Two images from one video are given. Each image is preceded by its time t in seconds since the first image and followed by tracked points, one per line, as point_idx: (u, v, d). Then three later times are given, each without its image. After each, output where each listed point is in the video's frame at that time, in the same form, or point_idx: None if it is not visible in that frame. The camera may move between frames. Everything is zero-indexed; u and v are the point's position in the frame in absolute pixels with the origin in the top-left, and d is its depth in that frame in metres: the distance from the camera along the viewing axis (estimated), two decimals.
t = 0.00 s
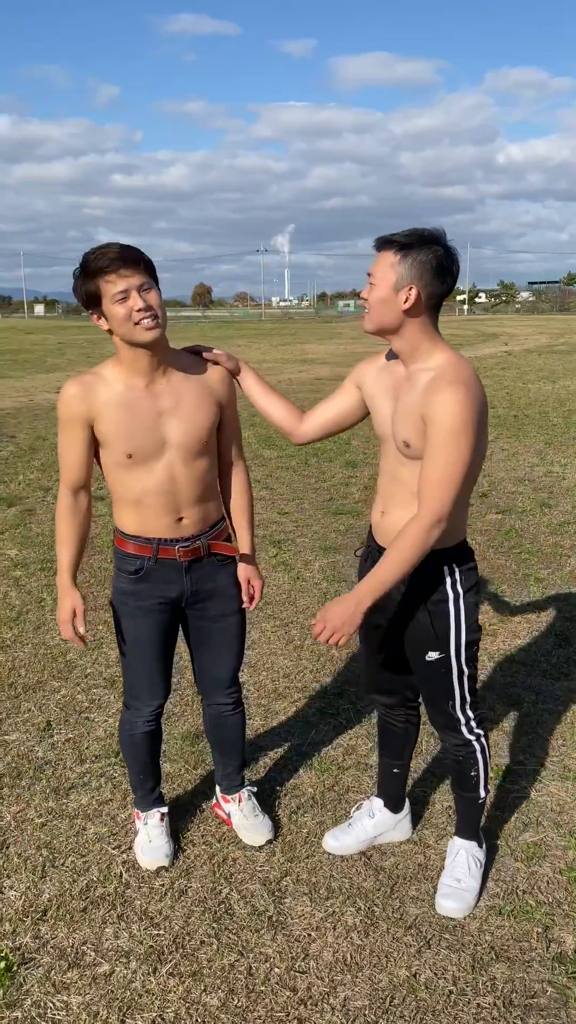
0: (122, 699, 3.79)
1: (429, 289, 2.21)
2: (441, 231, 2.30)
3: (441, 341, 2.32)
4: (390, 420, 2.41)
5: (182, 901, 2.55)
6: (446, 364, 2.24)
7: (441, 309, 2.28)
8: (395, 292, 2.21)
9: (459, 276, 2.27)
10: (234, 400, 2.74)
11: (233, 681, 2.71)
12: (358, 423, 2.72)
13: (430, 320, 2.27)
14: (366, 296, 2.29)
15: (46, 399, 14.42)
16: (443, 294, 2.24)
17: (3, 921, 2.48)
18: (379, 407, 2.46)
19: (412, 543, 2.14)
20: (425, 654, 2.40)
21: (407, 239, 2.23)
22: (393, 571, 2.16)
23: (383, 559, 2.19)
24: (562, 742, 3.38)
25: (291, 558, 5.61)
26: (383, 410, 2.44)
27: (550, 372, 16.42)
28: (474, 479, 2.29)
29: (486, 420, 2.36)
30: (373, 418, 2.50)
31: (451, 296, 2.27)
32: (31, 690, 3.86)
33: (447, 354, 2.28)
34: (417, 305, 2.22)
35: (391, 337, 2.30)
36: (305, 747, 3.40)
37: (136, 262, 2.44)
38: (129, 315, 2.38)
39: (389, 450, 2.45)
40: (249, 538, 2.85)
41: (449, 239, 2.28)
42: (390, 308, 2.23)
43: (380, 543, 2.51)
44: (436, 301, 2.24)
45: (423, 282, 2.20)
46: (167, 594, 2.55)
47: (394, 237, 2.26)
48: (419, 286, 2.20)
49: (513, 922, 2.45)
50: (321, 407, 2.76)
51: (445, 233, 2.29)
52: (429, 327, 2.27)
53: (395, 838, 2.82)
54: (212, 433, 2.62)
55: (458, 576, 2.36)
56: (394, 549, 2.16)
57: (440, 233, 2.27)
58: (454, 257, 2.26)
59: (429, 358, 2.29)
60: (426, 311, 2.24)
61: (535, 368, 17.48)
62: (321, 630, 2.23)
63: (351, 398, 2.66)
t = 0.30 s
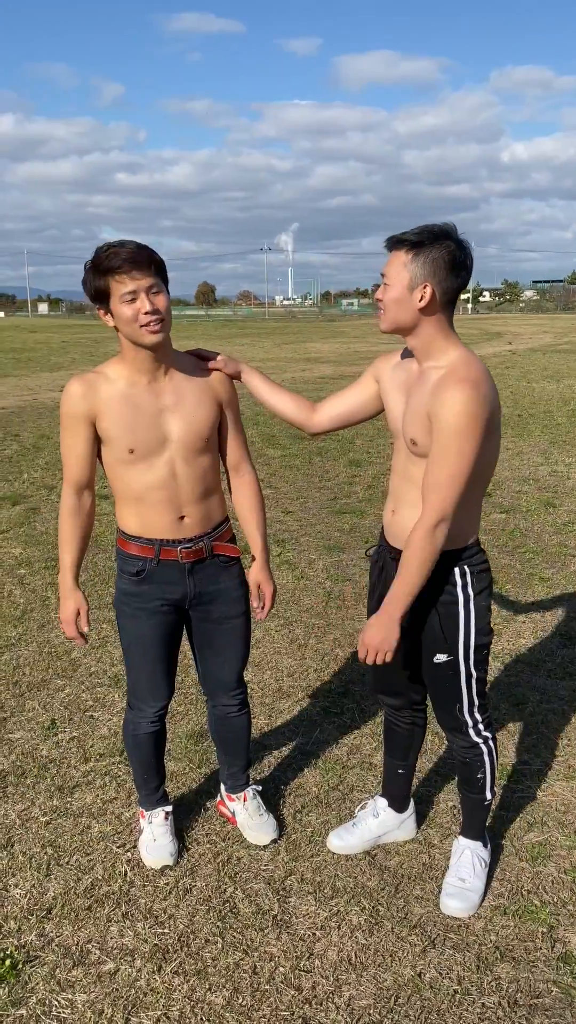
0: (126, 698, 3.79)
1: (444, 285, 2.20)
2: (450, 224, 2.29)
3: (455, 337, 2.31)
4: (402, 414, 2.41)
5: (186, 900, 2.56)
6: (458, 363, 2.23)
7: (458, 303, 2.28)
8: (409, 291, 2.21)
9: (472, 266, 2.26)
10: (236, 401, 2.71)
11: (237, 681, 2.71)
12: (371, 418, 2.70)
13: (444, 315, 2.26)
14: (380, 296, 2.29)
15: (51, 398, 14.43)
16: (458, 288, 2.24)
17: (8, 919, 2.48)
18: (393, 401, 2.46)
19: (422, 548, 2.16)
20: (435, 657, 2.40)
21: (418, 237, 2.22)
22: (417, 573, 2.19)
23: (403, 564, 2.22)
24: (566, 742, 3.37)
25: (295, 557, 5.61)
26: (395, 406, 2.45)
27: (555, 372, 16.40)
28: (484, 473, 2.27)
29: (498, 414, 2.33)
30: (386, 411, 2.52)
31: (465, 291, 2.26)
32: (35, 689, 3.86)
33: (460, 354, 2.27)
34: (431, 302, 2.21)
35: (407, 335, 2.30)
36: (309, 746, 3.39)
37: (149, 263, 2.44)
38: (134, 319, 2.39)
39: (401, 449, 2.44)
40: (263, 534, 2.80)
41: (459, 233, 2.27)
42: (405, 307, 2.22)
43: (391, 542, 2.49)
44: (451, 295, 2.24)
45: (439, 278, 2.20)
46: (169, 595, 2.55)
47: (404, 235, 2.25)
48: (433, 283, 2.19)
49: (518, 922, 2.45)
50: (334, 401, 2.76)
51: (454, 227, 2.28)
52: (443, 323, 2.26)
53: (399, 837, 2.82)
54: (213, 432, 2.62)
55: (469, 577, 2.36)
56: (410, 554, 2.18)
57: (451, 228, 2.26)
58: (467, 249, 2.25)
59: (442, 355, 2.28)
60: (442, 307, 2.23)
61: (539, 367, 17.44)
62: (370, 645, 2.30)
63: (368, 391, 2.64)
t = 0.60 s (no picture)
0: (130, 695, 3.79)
1: (459, 282, 2.20)
2: (461, 219, 2.28)
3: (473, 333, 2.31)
4: (421, 413, 2.37)
5: (190, 896, 2.56)
6: (481, 358, 2.22)
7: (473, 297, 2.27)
8: (424, 290, 2.21)
9: (485, 259, 2.26)
10: (240, 401, 2.70)
11: (241, 679, 2.70)
12: (380, 416, 2.69)
13: (462, 312, 2.25)
14: (395, 297, 2.29)
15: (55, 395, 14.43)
16: (473, 283, 2.23)
17: (13, 915, 2.48)
18: (411, 400, 2.42)
19: (480, 548, 2.16)
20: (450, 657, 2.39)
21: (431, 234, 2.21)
22: (478, 572, 2.18)
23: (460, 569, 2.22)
24: (571, 740, 3.37)
25: (299, 555, 5.61)
26: (413, 404, 2.42)
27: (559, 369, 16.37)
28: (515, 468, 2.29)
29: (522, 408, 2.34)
30: (401, 410, 2.48)
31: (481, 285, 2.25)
32: (40, 685, 3.87)
33: (480, 347, 2.26)
34: (446, 300, 2.20)
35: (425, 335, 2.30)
36: (313, 743, 3.39)
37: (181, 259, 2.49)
38: (174, 304, 2.40)
39: (419, 446, 2.41)
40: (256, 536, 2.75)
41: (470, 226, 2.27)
42: (421, 305, 2.22)
43: (409, 543, 2.47)
44: (466, 291, 2.23)
45: (453, 276, 2.19)
46: (173, 592, 2.54)
47: (416, 233, 2.24)
48: (448, 281, 2.19)
49: (522, 920, 2.45)
50: (344, 397, 2.74)
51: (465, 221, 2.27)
52: (463, 319, 2.26)
53: (404, 834, 2.82)
54: (215, 430, 2.60)
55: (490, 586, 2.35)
56: (468, 556, 2.18)
57: (461, 223, 2.25)
58: (479, 243, 2.24)
59: (463, 351, 2.27)
60: (459, 303, 2.23)
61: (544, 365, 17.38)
62: (442, 653, 2.30)
63: (380, 389, 2.63)
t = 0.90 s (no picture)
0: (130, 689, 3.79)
1: (471, 267, 2.18)
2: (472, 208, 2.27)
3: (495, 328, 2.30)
4: (439, 409, 2.35)
5: (191, 891, 2.56)
6: (500, 350, 2.21)
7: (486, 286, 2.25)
8: (436, 276, 2.20)
9: (499, 247, 2.24)
10: (242, 395, 2.68)
11: (242, 673, 2.69)
12: (388, 414, 2.68)
13: (476, 300, 2.24)
14: (409, 287, 2.27)
15: (56, 390, 14.41)
16: (487, 269, 2.22)
17: (13, 909, 2.48)
18: (427, 396, 2.41)
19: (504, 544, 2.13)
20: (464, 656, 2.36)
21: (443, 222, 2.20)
22: (502, 569, 2.15)
23: (486, 570, 2.18)
24: (572, 735, 3.36)
25: (300, 550, 5.60)
26: (431, 399, 2.40)
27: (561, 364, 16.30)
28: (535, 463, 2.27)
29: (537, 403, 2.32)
30: (419, 409, 2.46)
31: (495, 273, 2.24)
32: (40, 680, 3.86)
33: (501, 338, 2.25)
34: (459, 286, 2.19)
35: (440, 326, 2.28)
36: (314, 738, 3.39)
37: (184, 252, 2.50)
38: (172, 295, 2.39)
39: (438, 444, 2.38)
40: (262, 531, 2.75)
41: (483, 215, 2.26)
42: (434, 291, 2.20)
43: (433, 539, 2.43)
44: (480, 278, 2.22)
45: (467, 261, 2.18)
46: (175, 586, 2.54)
47: (426, 223, 2.24)
48: (460, 266, 2.18)
49: (523, 915, 2.45)
50: (353, 391, 2.73)
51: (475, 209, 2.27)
52: (477, 308, 2.24)
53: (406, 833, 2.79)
54: (215, 425, 2.58)
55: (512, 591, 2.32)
56: (492, 552, 2.15)
57: (473, 211, 2.24)
58: (492, 230, 2.23)
59: (480, 344, 2.25)
60: (472, 291, 2.22)
61: (546, 359, 17.34)
62: (469, 655, 2.26)
63: (391, 385, 2.61)
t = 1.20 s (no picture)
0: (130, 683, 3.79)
1: (479, 263, 2.17)
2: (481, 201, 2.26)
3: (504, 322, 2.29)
4: (447, 404, 2.34)
5: (190, 884, 2.56)
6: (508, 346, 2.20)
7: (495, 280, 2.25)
8: (443, 272, 2.19)
9: (508, 241, 2.23)
10: (249, 389, 2.64)
11: (243, 666, 2.69)
12: (396, 407, 2.66)
13: (483, 295, 2.23)
14: (416, 281, 2.27)
15: (55, 383, 14.40)
16: (495, 265, 2.20)
17: (13, 902, 2.49)
18: (435, 390, 2.40)
19: (505, 543, 2.13)
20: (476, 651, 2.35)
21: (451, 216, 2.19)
22: (503, 568, 2.16)
23: (487, 564, 2.19)
24: (572, 729, 3.36)
25: (300, 544, 5.59)
26: (438, 394, 2.39)
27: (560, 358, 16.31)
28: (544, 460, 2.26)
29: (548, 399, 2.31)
30: (426, 402, 2.44)
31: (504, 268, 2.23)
32: (40, 673, 3.87)
33: (510, 333, 2.24)
34: (467, 282, 2.18)
35: (446, 319, 2.28)
36: (314, 731, 3.39)
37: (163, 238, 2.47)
38: (155, 284, 2.36)
39: (445, 437, 2.38)
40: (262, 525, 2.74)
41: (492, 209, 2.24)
42: (442, 288, 2.20)
43: (440, 534, 2.43)
44: (489, 273, 2.21)
45: (475, 257, 2.17)
46: (177, 579, 2.53)
47: (435, 217, 2.23)
48: (468, 262, 2.17)
49: (522, 908, 2.45)
50: (362, 382, 2.72)
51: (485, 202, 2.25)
52: (485, 303, 2.23)
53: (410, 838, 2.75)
54: (219, 419, 2.57)
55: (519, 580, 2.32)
56: (494, 550, 2.15)
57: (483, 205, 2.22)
58: (501, 224, 2.21)
59: (488, 339, 2.24)
60: (480, 286, 2.21)
61: (546, 354, 17.31)
62: (470, 648, 2.28)
63: (400, 377, 2.59)
